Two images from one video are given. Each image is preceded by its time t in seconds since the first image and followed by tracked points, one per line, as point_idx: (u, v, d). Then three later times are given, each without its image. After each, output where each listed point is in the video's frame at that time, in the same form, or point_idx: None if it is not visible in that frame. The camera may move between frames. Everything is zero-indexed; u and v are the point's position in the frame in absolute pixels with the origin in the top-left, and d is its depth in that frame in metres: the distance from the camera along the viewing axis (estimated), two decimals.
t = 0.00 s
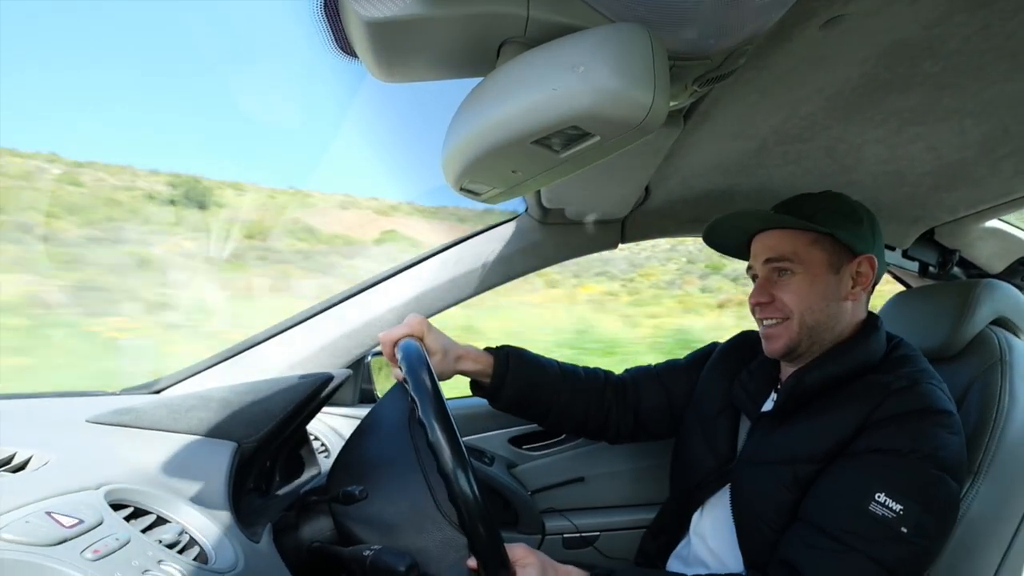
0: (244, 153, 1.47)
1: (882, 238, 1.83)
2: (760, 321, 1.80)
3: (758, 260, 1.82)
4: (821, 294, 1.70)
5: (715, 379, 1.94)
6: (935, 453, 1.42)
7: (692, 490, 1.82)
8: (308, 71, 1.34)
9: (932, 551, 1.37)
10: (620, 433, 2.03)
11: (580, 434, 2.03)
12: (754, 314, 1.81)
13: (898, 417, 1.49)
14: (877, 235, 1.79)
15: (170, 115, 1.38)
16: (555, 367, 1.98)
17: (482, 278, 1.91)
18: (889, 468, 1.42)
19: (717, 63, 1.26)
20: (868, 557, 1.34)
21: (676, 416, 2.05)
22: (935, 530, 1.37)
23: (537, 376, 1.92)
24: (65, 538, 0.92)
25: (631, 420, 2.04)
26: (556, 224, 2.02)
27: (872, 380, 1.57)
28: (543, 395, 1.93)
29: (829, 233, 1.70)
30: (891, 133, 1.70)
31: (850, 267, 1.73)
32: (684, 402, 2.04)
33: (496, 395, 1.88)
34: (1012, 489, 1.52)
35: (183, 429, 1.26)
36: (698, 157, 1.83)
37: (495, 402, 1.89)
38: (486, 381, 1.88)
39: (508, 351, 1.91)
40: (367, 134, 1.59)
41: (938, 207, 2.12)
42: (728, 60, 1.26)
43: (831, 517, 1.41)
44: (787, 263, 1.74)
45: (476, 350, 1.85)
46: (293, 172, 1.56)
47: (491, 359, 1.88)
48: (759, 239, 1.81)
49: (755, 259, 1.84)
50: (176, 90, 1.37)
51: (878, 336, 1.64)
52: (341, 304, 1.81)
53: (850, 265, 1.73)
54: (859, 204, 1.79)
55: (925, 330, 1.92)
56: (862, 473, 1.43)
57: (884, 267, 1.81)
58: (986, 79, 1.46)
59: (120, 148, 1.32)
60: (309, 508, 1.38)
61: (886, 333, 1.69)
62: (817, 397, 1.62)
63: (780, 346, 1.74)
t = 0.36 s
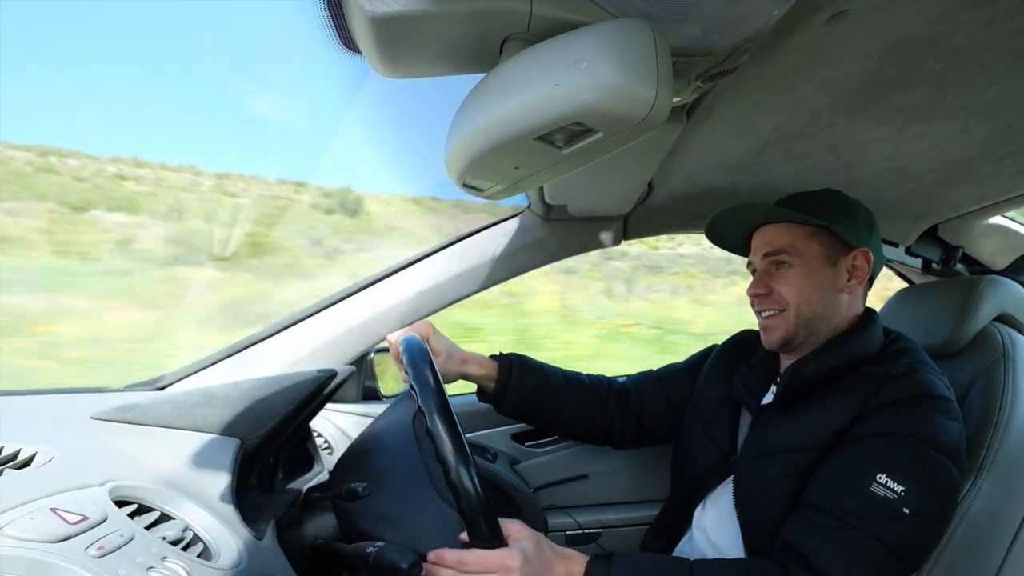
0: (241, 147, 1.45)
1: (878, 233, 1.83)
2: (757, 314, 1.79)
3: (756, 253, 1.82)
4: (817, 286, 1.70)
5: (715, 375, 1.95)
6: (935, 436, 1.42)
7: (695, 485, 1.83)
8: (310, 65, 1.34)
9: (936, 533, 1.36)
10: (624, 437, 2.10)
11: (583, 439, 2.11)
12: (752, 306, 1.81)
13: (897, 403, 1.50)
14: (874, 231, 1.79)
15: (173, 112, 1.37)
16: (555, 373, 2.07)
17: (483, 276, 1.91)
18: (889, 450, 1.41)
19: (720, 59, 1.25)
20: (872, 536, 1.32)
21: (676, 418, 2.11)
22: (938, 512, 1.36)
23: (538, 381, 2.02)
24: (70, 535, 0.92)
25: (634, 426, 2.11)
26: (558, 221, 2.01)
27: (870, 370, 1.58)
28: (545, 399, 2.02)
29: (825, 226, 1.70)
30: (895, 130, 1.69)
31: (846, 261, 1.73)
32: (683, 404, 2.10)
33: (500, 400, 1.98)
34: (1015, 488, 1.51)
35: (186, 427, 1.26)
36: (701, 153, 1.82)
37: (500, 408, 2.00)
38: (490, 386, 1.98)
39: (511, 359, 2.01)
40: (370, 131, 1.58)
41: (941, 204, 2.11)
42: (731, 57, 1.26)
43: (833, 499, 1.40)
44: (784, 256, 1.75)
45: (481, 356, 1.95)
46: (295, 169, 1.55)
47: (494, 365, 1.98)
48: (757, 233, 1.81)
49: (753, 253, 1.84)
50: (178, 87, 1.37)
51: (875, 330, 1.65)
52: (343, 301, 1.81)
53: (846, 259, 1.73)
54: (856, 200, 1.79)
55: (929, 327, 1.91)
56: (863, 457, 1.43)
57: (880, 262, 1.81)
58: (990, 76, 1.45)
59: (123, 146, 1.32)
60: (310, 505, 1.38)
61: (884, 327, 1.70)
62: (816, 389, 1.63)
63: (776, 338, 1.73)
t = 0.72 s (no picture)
0: (244, 153, 1.48)
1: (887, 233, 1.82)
2: (763, 310, 1.80)
3: (764, 251, 1.83)
4: (824, 284, 1.70)
5: (720, 374, 1.94)
6: (943, 440, 1.41)
7: (700, 484, 1.82)
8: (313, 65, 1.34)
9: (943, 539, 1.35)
10: (628, 433, 2.04)
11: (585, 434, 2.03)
12: (758, 303, 1.81)
13: (904, 406, 1.49)
14: (883, 231, 1.78)
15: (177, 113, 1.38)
16: (560, 367, 2.01)
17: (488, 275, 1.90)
18: (897, 456, 1.41)
19: (723, 59, 1.25)
20: (877, 543, 1.32)
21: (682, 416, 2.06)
22: (945, 518, 1.35)
23: (544, 375, 1.94)
24: (76, 533, 0.93)
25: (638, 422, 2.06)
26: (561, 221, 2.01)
27: (877, 371, 1.57)
28: (549, 393, 1.95)
29: (832, 223, 1.70)
30: (898, 130, 1.69)
31: (854, 259, 1.72)
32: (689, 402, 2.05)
33: (504, 394, 1.90)
34: (1018, 488, 1.51)
35: (191, 426, 1.26)
36: (705, 153, 1.81)
37: (503, 402, 1.91)
38: (492, 381, 1.90)
39: (516, 352, 1.94)
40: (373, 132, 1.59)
41: (945, 204, 2.11)
42: (734, 57, 1.26)
43: (838, 503, 1.40)
44: (791, 253, 1.75)
45: (483, 350, 1.88)
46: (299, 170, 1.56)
47: (499, 359, 1.90)
48: (766, 229, 1.82)
49: (761, 250, 1.85)
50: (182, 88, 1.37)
51: (881, 331, 1.64)
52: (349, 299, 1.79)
53: (853, 257, 1.72)
54: (866, 200, 1.79)
55: (933, 327, 1.91)
56: (870, 461, 1.42)
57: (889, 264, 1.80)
58: (993, 76, 1.45)
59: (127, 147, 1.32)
60: (314, 504, 1.38)
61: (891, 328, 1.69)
62: (822, 390, 1.62)
63: (782, 335, 1.73)
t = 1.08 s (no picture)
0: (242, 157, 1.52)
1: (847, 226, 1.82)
2: (731, 314, 1.82)
3: (727, 255, 1.84)
4: (783, 284, 1.71)
5: (703, 376, 1.95)
6: (914, 415, 1.42)
7: (689, 483, 1.82)
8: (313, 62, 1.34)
9: (924, 508, 1.34)
10: (622, 455, 2.05)
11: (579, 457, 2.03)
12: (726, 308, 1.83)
13: (875, 386, 1.51)
14: (842, 225, 1.78)
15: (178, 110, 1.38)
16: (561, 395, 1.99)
17: (488, 271, 1.89)
18: (871, 430, 1.42)
19: (722, 54, 1.26)
20: (858, 512, 1.30)
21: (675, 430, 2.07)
22: (922, 488, 1.34)
23: (543, 399, 1.94)
24: (78, 529, 0.93)
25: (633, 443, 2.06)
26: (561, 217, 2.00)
27: (847, 359, 1.60)
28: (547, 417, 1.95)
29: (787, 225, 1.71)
30: (896, 126, 1.69)
31: (812, 257, 1.73)
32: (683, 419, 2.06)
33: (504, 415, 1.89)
34: (1013, 485, 1.51)
35: (192, 423, 1.26)
36: (703, 148, 1.81)
37: (503, 423, 1.90)
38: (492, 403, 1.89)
39: (517, 376, 1.92)
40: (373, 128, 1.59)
41: (944, 200, 2.11)
42: (733, 52, 1.26)
43: (818, 480, 1.40)
44: (751, 256, 1.77)
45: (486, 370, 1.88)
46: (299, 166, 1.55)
47: (500, 381, 1.89)
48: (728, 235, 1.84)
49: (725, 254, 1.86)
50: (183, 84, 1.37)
51: (847, 323, 1.65)
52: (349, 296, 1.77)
53: (811, 255, 1.73)
54: (824, 198, 1.79)
55: (931, 323, 1.91)
56: (845, 439, 1.43)
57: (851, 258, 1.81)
58: (992, 70, 1.45)
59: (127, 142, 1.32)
60: (314, 502, 1.39)
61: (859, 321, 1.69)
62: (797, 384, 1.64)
63: (749, 336, 1.75)
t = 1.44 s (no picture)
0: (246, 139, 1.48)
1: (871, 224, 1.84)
2: (750, 303, 1.85)
3: (750, 244, 1.86)
4: (806, 278, 1.74)
5: (714, 367, 1.96)
6: (926, 398, 1.47)
7: (700, 474, 1.83)
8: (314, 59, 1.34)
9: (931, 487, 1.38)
10: (628, 449, 2.11)
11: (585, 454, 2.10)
12: (745, 296, 1.86)
13: (887, 370, 1.55)
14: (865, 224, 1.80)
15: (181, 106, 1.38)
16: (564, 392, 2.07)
17: (487, 269, 1.91)
18: (883, 410, 1.46)
19: (724, 54, 1.25)
20: (870, 485, 1.34)
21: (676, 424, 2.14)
22: (931, 467, 1.38)
23: (549, 398, 2.01)
24: (76, 522, 0.93)
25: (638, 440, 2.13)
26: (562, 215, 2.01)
27: (860, 345, 1.63)
28: (552, 415, 2.02)
29: (813, 221, 1.73)
30: (899, 126, 1.69)
31: (836, 253, 1.75)
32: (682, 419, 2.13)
33: (508, 415, 1.98)
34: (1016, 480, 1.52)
35: (194, 416, 1.27)
36: (705, 148, 1.81)
37: (508, 422, 1.99)
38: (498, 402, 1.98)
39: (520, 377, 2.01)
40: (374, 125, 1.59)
41: (946, 200, 2.11)
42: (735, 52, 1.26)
43: (829, 454, 1.43)
44: (775, 248, 1.79)
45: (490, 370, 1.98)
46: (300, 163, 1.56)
47: (504, 381, 1.98)
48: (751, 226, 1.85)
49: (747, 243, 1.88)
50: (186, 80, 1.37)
51: (864, 317, 1.68)
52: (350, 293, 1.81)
53: (834, 252, 1.75)
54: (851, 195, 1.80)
55: (932, 322, 1.92)
56: (857, 417, 1.47)
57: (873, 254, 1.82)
58: (995, 73, 1.45)
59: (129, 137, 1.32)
60: (314, 497, 1.40)
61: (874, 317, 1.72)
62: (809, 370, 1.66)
63: (767, 327, 1.79)
